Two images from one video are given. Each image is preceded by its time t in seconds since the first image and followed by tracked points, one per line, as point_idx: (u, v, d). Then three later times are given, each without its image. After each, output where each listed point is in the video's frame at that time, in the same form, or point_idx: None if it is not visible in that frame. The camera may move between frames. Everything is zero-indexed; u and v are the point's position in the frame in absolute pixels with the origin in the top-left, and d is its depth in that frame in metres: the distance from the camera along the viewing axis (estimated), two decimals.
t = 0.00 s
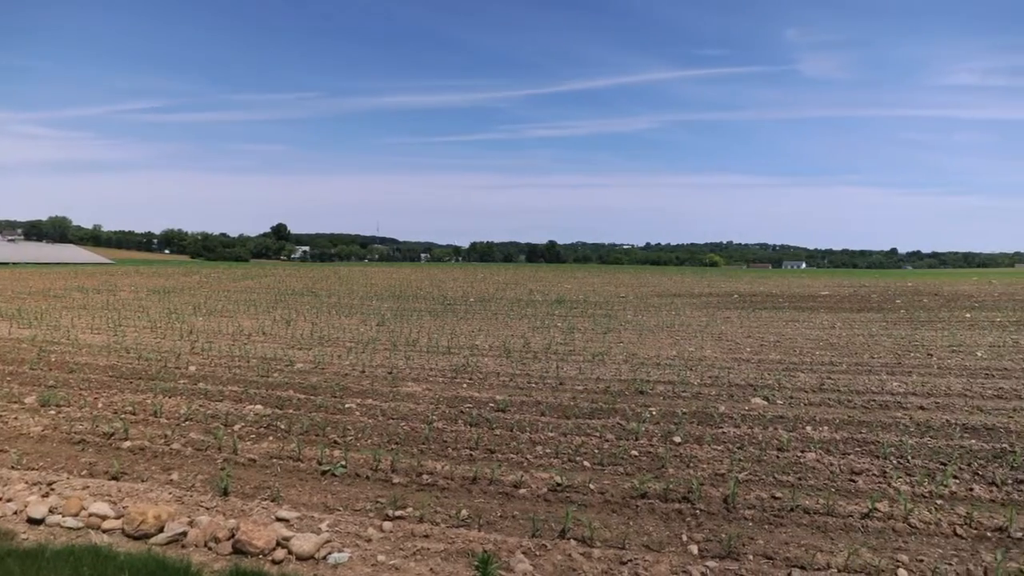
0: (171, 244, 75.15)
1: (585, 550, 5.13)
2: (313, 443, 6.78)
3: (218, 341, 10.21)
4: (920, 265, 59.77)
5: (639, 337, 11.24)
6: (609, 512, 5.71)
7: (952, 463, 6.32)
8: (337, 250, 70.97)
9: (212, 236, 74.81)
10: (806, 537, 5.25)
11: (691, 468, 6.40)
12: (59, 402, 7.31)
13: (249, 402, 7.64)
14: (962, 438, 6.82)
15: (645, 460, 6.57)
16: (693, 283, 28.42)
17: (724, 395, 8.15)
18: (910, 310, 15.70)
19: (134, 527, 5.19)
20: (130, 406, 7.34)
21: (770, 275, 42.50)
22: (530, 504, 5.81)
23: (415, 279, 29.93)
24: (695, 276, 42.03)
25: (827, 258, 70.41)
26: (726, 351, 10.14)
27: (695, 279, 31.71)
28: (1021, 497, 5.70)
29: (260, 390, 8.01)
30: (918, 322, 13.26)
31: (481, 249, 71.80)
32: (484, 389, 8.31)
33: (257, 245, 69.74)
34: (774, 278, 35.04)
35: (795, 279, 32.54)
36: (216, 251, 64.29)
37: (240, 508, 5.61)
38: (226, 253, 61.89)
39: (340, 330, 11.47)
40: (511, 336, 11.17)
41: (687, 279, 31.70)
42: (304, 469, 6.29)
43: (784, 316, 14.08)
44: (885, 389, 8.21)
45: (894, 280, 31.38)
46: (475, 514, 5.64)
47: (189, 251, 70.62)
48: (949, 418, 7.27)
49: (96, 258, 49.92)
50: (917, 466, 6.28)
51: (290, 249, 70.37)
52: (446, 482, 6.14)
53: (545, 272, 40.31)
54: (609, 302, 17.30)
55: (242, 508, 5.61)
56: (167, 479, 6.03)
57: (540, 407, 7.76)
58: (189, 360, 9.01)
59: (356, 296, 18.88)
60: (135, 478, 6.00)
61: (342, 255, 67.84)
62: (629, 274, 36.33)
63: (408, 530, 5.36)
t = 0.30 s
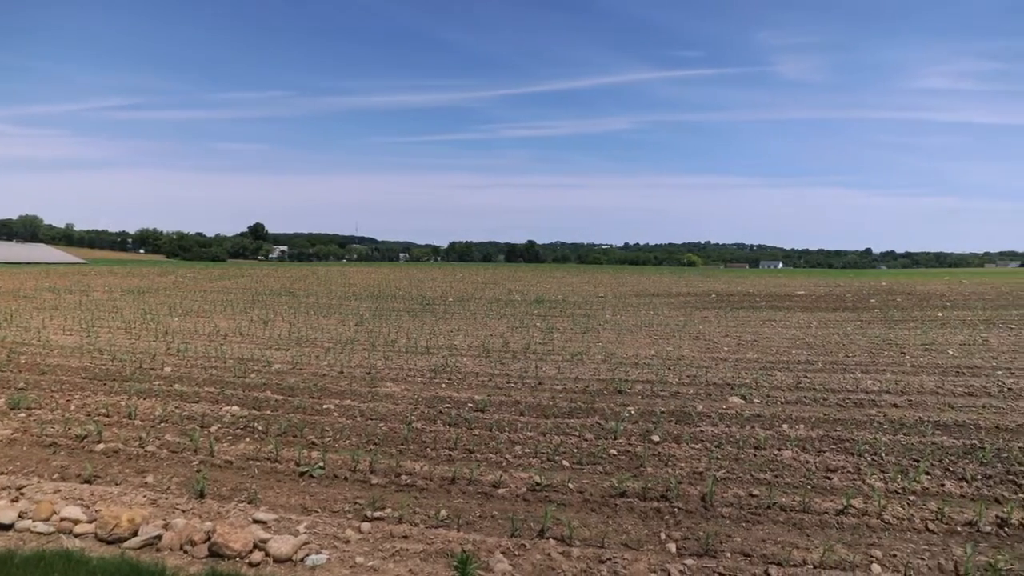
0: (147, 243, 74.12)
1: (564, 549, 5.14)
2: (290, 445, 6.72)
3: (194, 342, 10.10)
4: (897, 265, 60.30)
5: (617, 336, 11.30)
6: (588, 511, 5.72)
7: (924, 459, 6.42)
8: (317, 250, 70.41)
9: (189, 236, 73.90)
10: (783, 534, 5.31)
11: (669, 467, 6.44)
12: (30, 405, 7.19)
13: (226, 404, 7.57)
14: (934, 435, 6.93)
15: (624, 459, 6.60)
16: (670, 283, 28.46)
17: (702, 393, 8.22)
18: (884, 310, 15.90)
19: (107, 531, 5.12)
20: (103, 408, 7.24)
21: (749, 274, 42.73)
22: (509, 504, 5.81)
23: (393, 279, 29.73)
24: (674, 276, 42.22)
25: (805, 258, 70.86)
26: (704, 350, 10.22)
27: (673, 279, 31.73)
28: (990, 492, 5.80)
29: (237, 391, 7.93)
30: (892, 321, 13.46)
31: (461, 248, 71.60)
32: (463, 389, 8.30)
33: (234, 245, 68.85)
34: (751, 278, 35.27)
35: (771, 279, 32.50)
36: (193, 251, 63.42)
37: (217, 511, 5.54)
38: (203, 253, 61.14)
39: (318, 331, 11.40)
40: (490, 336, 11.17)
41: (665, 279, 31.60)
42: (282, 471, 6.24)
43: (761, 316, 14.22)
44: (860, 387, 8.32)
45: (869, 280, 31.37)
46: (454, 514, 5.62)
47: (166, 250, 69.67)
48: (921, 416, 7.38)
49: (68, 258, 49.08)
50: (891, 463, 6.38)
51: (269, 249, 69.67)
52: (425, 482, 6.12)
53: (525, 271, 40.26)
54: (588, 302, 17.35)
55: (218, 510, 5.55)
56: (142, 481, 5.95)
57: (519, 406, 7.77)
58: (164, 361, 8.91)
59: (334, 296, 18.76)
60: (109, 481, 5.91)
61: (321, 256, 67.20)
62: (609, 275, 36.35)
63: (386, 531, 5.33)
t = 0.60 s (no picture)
0: (124, 243, 73.10)
1: (544, 548, 5.15)
2: (269, 446, 6.67)
3: (170, 342, 9.99)
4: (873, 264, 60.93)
5: (597, 336, 11.34)
6: (568, 510, 5.73)
7: (898, 456, 6.51)
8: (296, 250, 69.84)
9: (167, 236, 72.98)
10: (761, 532, 5.36)
11: (649, 466, 6.47)
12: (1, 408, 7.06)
13: (203, 405, 7.49)
14: (908, 432, 7.04)
15: (604, 458, 6.63)
16: (649, 283, 28.50)
17: (681, 393, 8.27)
18: (860, 309, 16.10)
19: (81, 535, 5.04)
20: (77, 410, 7.13)
21: (729, 273, 42.97)
22: (489, 504, 5.81)
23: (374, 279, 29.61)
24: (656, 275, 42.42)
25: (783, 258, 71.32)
26: (683, 350, 10.29)
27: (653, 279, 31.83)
28: (962, 488, 5.90)
29: (215, 392, 7.86)
30: (867, 320, 13.65)
31: (442, 248, 71.48)
32: (443, 389, 8.29)
33: (212, 244, 68.00)
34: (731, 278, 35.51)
35: (749, 279, 32.50)
36: (170, 251, 62.56)
37: (194, 513, 5.48)
38: (181, 253, 60.42)
39: (296, 331, 11.32)
40: (470, 336, 11.16)
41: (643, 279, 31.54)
42: (260, 472, 6.19)
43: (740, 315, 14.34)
44: (836, 386, 8.43)
45: (846, 280, 31.40)
46: (434, 514, 5.61)
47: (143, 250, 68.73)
48: (895, 413, 7.49)
49: (42, 257, 48.24)
50: (866, 460, 6.46)
51: (247, 249, 68.97)
52: (405, 483, 6.10)
53: (508, 271, 40.24)
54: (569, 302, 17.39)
55: (195, 513, 5.49)
56: (116, 484, 5.87)
57: (499, 406, 7.77)
58: (139, 362, 8.79)
59: (313, 296, 18.65)
60: (83, 484, 5.83)
61: (300, 256, 66.58)
62: (590, 275, 36.43)
63: (366, 532, 5.30)
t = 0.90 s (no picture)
0: (104, 243, 72.19)
1: (526, 548, 5.15)
2: (250, 447, 6.62)
3: (150, 343, 9.88)
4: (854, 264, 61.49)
5: (579, 335, 11.37)
6: (551, 510, 5.74)
7: (877, 454, 6.58)
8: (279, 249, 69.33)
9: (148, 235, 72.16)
10: (742, 530, 5.39)
11: (632, 465, 6.49)
12: None
13: (183, 406, 7.42)
14: (887, 430, 7.12)
15: (587, 457, 6.65)
16: (631, 283, 28.49)
17: (663, 392, 8.32)
18: (840, 308, 16.25)
19: (58, 539, 4.97)
20: (53, 412, 7.04)
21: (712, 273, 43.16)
22: (472, 504, 5.80)
23: (356, 279, 29.48)
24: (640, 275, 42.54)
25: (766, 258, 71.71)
26: (665, 349, 10.35)
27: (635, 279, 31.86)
28: (939, 484, 5.98)
29: (195, 393, 7.79)
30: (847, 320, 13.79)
31: (426, 248, 71.23)
32: (426, 389, 8.27)
33: (192, 244, 67.22)
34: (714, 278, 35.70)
35: (729, 279, 32.51)
36: (150, 251, 61.84)
37: (173, 516, 5.43)
38: (161, 253, 59.76)
39: (278, 331, 11.25)
40: (453, 336, 11.14)
41: (625, 279, 31.48)
42: (241, 474, 6.14)
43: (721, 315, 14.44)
44: (816, 384, 8.51)
45: (826, 280, 31.46)
46: (417, 515, 5.59)
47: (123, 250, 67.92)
48: (875, 411, 7.58)
49: (19, 257, 47.51)
50: (846, 458, 6.53)
51: (229, 249, 68.35)
52: (387, 483, 6.07)
53: (492, 271, 40.20)
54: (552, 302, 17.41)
55: (175, 516, 5.43)
56: (94, 487, 5.79)
57: (482, 406, 7.77)
58: (118, 363, 8.69)
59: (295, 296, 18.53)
60: (60, 488, 5.75)
61: (282, 257, 66.05)
62: (574, 275, 36.47)
63: (349, 533, 5.28)
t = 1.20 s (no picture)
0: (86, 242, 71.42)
1: (512, 548, 5.15)
2: (233, 448, 6.58)
3: (131, 344, 9.80)
4: (836, 264, 61.98)
5: (564, 335, 11.40)
6: (536, 510, 5.74)
7: (859, 452, 6.64)
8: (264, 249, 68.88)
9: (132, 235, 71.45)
10: (726, 528, 5.42)
11: (617, 464, 6.51)
12: None
13: (165, 408, 7.36)
14: (869, 428, 7.19)
15: (572, 457, 6.66)
16: (615, 283, 28.50)
17: (648, 391, 8.35)
18: (823, 308, 16.38)
19: (37, 543, 4.91)
20: (32, 414, 6.95)
21: (697, 272, 43.33)
22: (457, 504, 5.80)
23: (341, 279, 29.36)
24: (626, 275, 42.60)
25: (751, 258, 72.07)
26: (650, 349, 10.39)
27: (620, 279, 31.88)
28: (920, 482, 6.04)
29: (178, 394, 7.73)
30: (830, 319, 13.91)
31: (412, 248, 71.07)
32: (411, 390, 8.26)
33: (173, 244, 66.54)
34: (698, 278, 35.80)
35: (713, 279, 32.55)
36: (129, 252, 61.14)
37: (156, 518, 5.38)
38: (144, 253, 59.23)
39: (261, 331, 11.18)
40: (438, 336, 11.13)
41: (610, 279, 31.46)
42: (225, 475, 6.10)
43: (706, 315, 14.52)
44: (799, 383, 8.58)
45: (805, 280, 31.42)
46: (402, 516, 5.57)
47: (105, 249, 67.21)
48: (857, 410, 7.65)
49: None
50: (829, 457, 6.58)
51: (213, 249, 67.84)
52: (372, 484, 6.05)
53: (479, 271, 40.14)
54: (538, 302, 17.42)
55: (157, 518, 5.38)
56: (75, 490, 5.73)
57: (467, 406, 7.77)
58: (99, 365, 8.61)
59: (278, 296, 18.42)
60: (39, 491, 5.68)
61: (262, 257, 65.52)
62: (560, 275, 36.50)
63: (333, 534, 5.25)
